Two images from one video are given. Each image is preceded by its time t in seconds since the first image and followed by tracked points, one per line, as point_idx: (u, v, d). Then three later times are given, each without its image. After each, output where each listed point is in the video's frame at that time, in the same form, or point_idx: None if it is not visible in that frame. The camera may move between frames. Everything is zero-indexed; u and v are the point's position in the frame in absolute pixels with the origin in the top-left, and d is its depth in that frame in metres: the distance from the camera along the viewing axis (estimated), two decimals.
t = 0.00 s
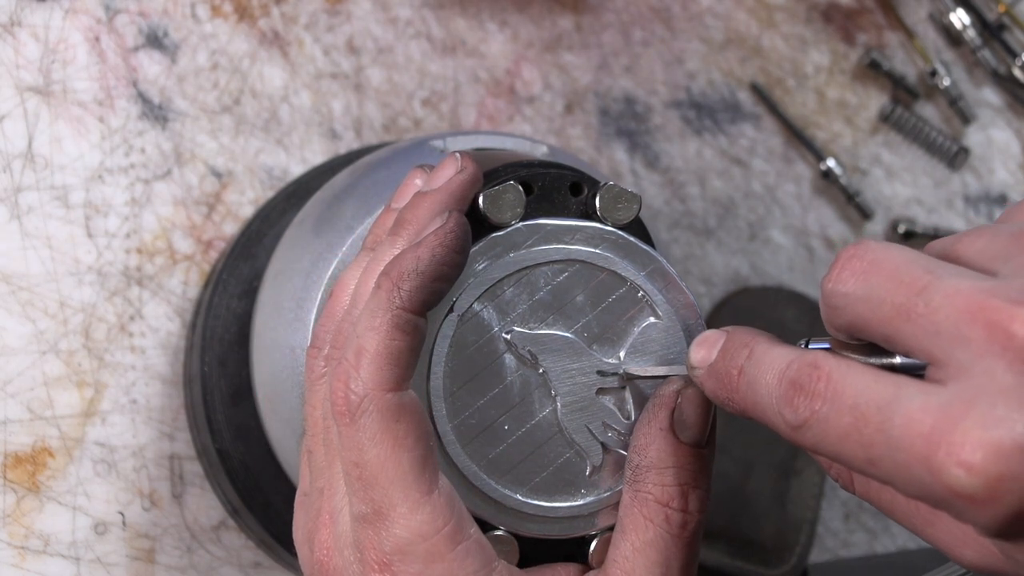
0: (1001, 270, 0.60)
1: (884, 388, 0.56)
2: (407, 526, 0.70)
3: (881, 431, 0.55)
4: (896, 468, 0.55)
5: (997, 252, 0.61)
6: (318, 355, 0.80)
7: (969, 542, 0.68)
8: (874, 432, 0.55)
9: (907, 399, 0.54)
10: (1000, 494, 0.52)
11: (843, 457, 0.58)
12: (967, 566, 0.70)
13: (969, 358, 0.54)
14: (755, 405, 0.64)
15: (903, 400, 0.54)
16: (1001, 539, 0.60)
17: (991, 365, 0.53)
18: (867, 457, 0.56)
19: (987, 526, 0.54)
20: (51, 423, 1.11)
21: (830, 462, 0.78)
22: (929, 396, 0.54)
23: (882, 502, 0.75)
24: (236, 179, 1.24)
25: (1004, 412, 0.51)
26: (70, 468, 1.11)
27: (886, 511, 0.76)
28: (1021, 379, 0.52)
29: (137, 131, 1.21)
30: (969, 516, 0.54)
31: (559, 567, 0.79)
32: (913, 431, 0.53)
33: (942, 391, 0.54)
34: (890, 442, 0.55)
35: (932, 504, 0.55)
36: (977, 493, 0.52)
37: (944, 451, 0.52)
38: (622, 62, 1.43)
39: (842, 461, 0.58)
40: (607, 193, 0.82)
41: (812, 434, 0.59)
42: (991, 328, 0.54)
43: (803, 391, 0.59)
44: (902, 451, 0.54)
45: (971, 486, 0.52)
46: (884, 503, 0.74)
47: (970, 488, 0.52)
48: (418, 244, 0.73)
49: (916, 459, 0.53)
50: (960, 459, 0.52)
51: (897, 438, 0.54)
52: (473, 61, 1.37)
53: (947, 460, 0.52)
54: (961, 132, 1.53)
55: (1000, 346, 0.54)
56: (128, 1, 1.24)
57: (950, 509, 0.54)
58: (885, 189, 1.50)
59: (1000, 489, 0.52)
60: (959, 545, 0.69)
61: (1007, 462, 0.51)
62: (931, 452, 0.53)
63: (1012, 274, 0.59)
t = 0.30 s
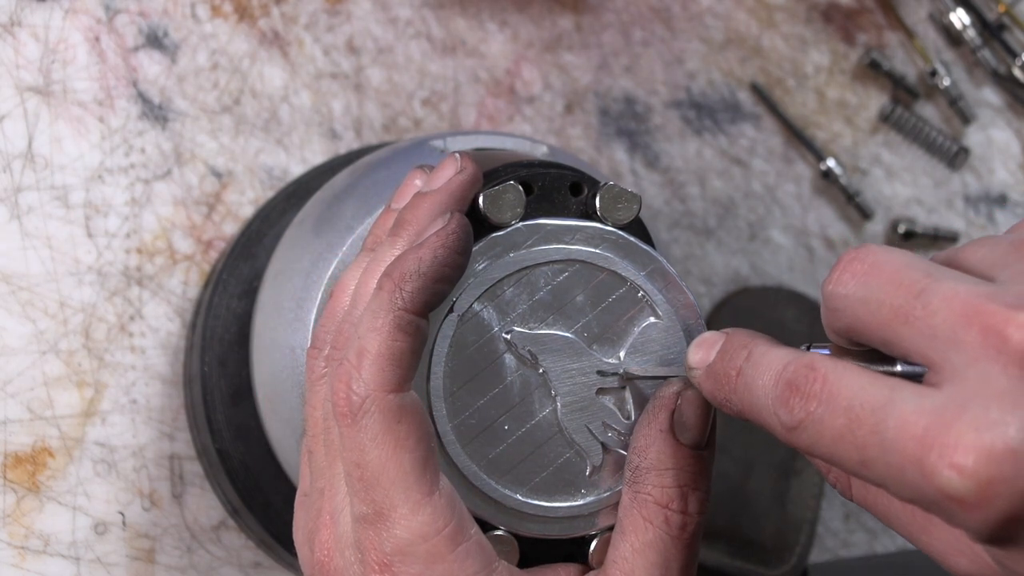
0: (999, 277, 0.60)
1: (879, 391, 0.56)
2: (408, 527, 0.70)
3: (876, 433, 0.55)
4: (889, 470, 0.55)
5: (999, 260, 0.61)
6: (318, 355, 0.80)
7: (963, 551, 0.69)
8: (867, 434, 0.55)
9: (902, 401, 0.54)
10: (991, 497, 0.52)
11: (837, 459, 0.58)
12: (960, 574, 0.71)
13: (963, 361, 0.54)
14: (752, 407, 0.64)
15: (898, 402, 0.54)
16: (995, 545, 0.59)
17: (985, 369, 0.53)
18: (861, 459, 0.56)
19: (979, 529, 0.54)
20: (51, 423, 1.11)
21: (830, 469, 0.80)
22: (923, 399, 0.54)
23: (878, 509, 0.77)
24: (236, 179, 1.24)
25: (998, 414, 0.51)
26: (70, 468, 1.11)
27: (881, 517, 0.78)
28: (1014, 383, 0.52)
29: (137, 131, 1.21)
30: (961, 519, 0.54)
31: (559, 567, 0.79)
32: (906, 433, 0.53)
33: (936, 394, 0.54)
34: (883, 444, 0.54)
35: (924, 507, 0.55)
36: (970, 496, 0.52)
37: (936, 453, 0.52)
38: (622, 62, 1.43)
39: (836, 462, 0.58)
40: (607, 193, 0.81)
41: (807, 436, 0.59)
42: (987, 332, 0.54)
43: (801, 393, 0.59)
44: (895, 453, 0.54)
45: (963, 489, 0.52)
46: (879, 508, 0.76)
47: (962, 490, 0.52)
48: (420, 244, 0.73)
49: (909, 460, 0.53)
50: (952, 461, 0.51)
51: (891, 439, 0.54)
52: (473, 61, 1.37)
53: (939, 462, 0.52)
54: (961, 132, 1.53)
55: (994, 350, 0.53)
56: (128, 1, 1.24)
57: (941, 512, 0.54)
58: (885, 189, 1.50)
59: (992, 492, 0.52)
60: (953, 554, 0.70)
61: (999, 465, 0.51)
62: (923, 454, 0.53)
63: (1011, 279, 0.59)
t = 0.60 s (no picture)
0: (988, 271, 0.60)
1: (867, 384, 0.56)
2: (407, 528, 0.69)
3: (866, 426, 0.55)
4: (879, 462, 0.54)
5: (990, 253, 0.61)
6: (319, 354, 0.80)
7: (962, 548, 0.70)
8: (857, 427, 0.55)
9: (890, 393, 0.54)
10: (980, 488, 0.51)
11: (828, 453, 0.57)
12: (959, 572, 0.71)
13: (951, 353, 0.54)
14: (748, 404, 0.63)
15: (886, 395, 0.54)
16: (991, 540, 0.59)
17: (972, 360, 0.53)
18: (851, 453, 0.56)
19: (970, 521, 0.54)
20: (51, 423, 1.11)
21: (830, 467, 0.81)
22: (912, 390, 0.54)
23: (879, 507, 0.78)
24: (236, 179, 1.24)
25: (986, 404, 0.51)
26: (70, 468, 1.11)
27: (880, 515, 0.78)
28: (1001, 373, 0.52)
29: (137, 131, 1.21)
30: (951, 511, 0.53)
31: (559, 567, 0.79)
32: (894, 425, 0.53)
33: (924, 385, 0.54)
34: (873, 437, 0.54)
35: (915, 500, 0.55)
36: (958, 486, 0.51)
37: (924, 444, 0.52)
38: (621, 62, 1.43)
39: (828, 457, 0.58)
40: (607, 193, 0.81)
41: (800, 433, 0.59)
42: (973, 324, 0.54)
43: (793, 390, 0.59)
44: (884, 445, 0.54)
45: (951, 480, 0.51)
46: (878, 504, 0.77)
47: (950, 481, 0.51)
48: (421, 245, 0.73)
49: (898, 452, 0.53)
50: (940, 451, 0.51)
51: (879, 431, 0.54)
52: (473, 61, 1.37)
53: (927, 452, 0.52)
54: (961, 132, 1.53)
55: (981, 341, 0.53)
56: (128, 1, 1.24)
57: (932, 505, 0.54)
58: (885, 189, 1.50)
59: (980, 482, 0.51)
60: (951, 552, 0.71)
61: (986, 454, 0.50)
62: (911, 445, 0.52)
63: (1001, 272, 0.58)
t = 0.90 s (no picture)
0: (981, 271, 0.59)
1: (862, 384, 0.56)
2: (407, 527, 0.69)
3: (861, 427, 0.55)
4: (874, 464, 0.54)
5: (984, 252, 0.61)
6: (320, 353, 0.80)
7: (959, 548, 0.70)
8: (851, 428, 0.55)
9: (884, 394, 0.54)
10: (975, 488, 0.51)
11: (824, 454, 0.58)
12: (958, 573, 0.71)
13: (944, 355, 0.54)
14: (745, 404, 0.64)
15: (880, 396, 0.54)
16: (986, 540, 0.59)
17: (966, 361, 0.53)
18: (847, 453, 0.56)
19: (965, 522, 0.54)
20: (51, 423, 1.11)
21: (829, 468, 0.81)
22: (906, 391, 0.54)
23: (877, 507, 0.78)
24: (236, 179, 1.24)
25: (979, 405, 0.51)
26: (70, 468, 1.11)
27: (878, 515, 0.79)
28: (995, 375, 0.52)
29: (137, 131, 1.21)
30: (947, 513, 0.53)
31: (559, 567, 0.79)
32: (889, 426, 0.53)
33: (918, 386, 0.54)
34: (868, 438, 0.54)
35: (911, 502, 0.55)
36: (953, 488, 0.52)
37: (919, 446, 0.52)
38: (622, 62, 1.43)
39: (824, 458, 0.58)
40: (607, 193, 0.81)
41: (794, 433, 0.59)
42: (967, 325, 0.54)
43: (788, 389, 0.59)
44: (879, 446, 0.54)
45: (945, 482, 0.51)
46: (877, 505, 0.78)
47: (945, 483, 0.51)
48: (416, 244, 0.74)
49: (893, 453, 0.53)
50: (934, 453, 0.51)
51: (874, 433, 0.54)
52: (473, 61, 1.37)
53: (922, 453, 0.52)
54: (961, 132, 1.53)
55: (974, 342, 0.53)
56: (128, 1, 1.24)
57: (927, 506, 0.54)
58: (885, 189, 1.50)
59: (975, 484, 0.51)
60: (950, 552, 0.71)
61: (980, 455, 0.50)
62: (906, 447, 0.52)
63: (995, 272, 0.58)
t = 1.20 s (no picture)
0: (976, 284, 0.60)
1: (858, 396, 0.56)
2: (395, 543, 0.71)
3: (855, 440, 0.55)
4: (870, 476, 0.55)
5: (980, 265, 0.61)
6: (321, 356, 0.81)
7: (955, 557, 0.71)
8: (847, 440, 0.55)
9: (880, 407, 0.54)
10: (972, 505, 0.51)
11: (820, 464, 0.58)
12: None
13: (941, 368, 0.54)
14: (743, 412, 0.64)
15: (877, 409, 0.54)
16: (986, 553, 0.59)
17: (962, 375, 0.53)
18: (842, 466, 0.56)
19: (962, 536, 0.54)
20: (51, 423, 1.11)
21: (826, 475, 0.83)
22: (903, 404, 0.54)
23: (873, 515, 0.80)
24: (236, 179, 1.24)
25: (975, 421, 0.51)
26: (70, 468, 1.11)
27: (876, 523, 0.80)
28: (991, 391, 0.52)
29: (137, 131, 1.21)
30: (943, 527, 0.53)
31: (559, 568, 0.79)
32: (885, 440, 0.53)
33: (915, 400, 0.54)
34: (864, 451, 0.55)
35: (907, 514, 0.55)
36: (948, 504, 0.52)
37: (914, 461, 0.52)
38: (621, 62, 1.43)
39: (821, 468, 0.58)
40: (607, 193, 0.81)
41: (790, 442, 0.59)
42: (964, 339, 0.54)
43: (782, 399, 0.59)
44: (875, 460, 0.54)
45: (940, 497, 0.51)
46: (874, 514, 0.79)
47: (940, 498, 0.52)
48: (371, 290, 0.74)
49: (889, 468, 0.53)
50: (929, 468, 0.51)
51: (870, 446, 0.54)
52: (473, 61, 1.37)
53: (917, 469, 0.52)
54: (961, 132, 1.53)
55: (971, 356, 0.53)
56: (128, 1, 1.24)
57: (923, 520, 0.54)
58: (885, 189, 1.50)
59: (971, 500, 0.51)
60: (944, 561, 0.72)
61: (976, 473, 0.50)
62: (901, 462, 0.53)
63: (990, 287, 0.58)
